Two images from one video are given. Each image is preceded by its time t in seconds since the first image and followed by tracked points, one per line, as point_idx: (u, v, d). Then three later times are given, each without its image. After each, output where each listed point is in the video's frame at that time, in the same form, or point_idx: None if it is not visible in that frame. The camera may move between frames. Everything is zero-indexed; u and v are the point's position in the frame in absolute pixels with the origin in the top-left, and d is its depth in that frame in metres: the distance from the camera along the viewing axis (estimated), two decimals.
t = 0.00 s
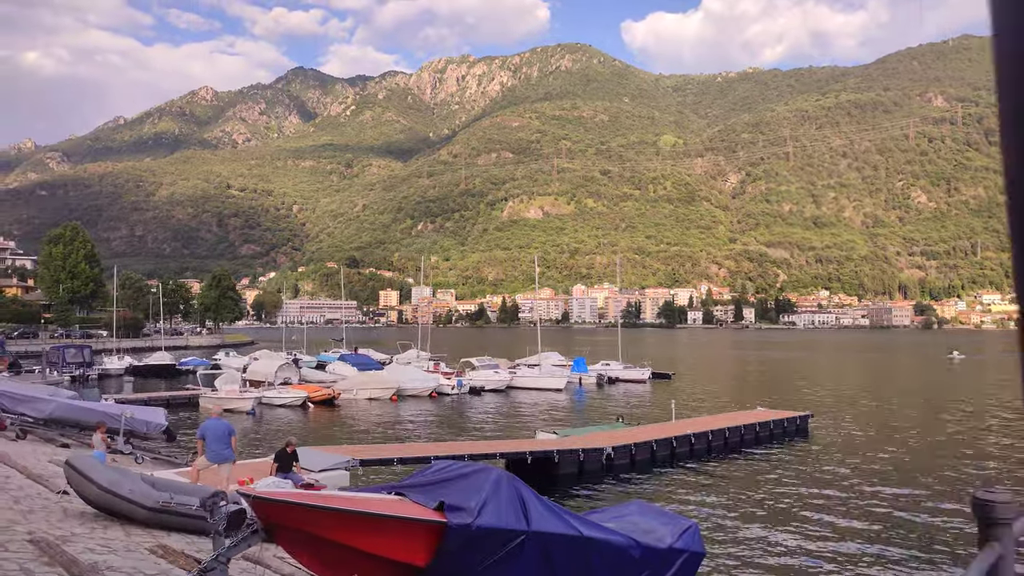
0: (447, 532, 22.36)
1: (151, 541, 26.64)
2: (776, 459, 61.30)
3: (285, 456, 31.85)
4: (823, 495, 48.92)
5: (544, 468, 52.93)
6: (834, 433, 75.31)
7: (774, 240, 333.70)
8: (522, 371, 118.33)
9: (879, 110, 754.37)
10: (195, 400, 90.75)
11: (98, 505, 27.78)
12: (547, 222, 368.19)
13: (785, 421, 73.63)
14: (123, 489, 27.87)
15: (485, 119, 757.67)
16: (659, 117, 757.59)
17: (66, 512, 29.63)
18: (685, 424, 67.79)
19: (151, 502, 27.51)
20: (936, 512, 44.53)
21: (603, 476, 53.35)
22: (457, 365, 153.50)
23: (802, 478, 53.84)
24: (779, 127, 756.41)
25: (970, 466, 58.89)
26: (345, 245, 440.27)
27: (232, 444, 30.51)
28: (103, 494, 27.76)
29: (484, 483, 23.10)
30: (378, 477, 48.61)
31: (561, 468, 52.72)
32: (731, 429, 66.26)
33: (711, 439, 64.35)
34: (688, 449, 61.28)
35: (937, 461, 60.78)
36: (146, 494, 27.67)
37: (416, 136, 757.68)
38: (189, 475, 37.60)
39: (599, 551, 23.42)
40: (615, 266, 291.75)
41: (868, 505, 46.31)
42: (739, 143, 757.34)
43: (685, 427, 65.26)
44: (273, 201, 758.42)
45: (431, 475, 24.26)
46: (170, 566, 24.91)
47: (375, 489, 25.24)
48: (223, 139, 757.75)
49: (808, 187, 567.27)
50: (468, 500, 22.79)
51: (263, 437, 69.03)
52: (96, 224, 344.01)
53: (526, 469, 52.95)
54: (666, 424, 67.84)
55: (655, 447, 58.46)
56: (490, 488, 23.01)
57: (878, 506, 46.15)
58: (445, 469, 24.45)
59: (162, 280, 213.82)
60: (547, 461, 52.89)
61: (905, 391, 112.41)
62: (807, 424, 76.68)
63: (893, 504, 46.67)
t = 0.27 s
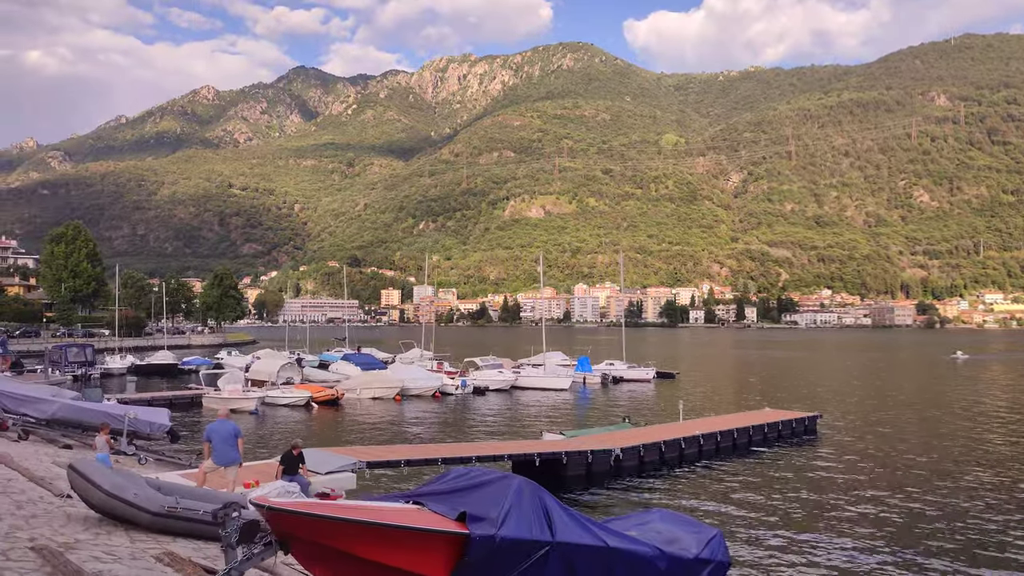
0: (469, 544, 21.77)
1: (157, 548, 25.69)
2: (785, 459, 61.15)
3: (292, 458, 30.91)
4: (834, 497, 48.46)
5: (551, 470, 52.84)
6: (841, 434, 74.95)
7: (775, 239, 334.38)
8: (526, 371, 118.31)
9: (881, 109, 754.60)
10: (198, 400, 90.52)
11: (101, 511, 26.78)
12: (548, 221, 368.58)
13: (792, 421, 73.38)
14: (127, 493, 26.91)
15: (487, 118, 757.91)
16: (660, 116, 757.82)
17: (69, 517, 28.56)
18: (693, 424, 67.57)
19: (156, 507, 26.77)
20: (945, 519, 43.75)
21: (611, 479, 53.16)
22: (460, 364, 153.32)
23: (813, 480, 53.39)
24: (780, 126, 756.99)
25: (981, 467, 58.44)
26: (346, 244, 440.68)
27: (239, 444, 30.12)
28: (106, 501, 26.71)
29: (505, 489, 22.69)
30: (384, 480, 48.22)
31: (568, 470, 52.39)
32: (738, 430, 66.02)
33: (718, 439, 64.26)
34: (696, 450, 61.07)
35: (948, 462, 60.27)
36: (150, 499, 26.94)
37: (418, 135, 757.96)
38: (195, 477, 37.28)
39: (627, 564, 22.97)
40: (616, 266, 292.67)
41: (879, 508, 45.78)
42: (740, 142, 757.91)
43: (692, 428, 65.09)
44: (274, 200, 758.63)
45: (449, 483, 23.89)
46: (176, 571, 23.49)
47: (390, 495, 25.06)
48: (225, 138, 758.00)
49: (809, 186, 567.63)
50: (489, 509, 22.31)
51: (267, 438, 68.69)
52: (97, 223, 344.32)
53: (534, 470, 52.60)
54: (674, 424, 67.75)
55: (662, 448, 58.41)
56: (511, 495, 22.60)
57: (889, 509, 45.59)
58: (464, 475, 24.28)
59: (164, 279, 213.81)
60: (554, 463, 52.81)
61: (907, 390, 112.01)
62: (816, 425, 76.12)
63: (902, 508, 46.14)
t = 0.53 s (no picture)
0: (494, 552, 22.29)
1: (163, 555, 25.59)
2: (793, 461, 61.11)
3: (297, 462, 30.80)
4: (843, 497, 48.84)
5: (559, 473, 52.52)
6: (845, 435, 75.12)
7: (776, 241, 333.98)
8: (529, 373, 118.27)
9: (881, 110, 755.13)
10: (200, 402, 90.48)
11: (106, 517, 26.63)
12: (549, 222, 368.48)
13: (799, 424, 73.23)
14: (132, 499, 26.73)
15: (487, 120, 757.95)
16: (661, 118, 757.70)
17: (73, 522, 28.37)
18: (700, 426, 67.49)
19: (162, 512, 26.70)
20: (953, 519, 44.03)
21: (619, 481, 53.13)
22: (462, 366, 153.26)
23: (822, 481, 53.71)
24: (781, 127, 757.09)
25: (985, 468, 58.70)
26: (347, 246, 440.36)
27: (244, 449, 29.88)
28: (111, 506, 26.59)
29: (530, 496, 23.14)
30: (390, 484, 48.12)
31: (575, 472, 52.25)
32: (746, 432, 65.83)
33: (726, 441, 64.12)
34: (703, 452, 60.87)
35: (955, 463, 60.67)
36: (156, 504, 26.81)
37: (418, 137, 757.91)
38: (199, 480, 37.36)
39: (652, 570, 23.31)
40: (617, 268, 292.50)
41: (887, 508, 46.20)
42: (741, 143, 758.07)
43: (698, 430, 64.93)
44: (275, 202, 758.40)
45: (468, 490, 24.43)
46: None
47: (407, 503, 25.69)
48: (226, 140, 757.91)
49: (810, 187, 567.01)
50: (515, 517, 22.74)
51: (270, 440, 68.45)
52: (98, 226, 343.88)
53: (541, 472, 52.36)
54: (680, 426, 67.80)
55: (669, 450, 58.25)
56: (537, 503, 22.99)
57: (897, 509, 45.99)
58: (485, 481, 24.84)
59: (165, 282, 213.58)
60: (561, 465, 52.50)
61: (908, 392, 112.03)
62: (823, 427, 75.95)
63: (910, 507, 46.49)
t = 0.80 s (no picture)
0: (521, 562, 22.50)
1: (171, 560, 25.08)
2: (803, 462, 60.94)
3: (303, 463, 30.65)
4: (852, 498, 48.81)
5: (566, 474, 52.24)
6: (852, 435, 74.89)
7: (778, 240, 333.90)
8: (534, 373, 118.08)
9: (882, 109, 754.96)
10: (203, 401, 90.41)
11: (111, 521, 26.01)
12: (550, 222, 368.75)
13: (808, 424, 72.91)
14: (138, 503, 26.08)
15: (489, 120, 757.96)
16: (662, 117, 757.47)
17: (77, 527, 28.02)
18: (708, 426, 67.37)
19: (169, 517, 26.00)
20: (960, 521, 44.01)
21: (628, 482, 52.75)
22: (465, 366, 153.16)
23: (831, 482, 53.65)
24: (783, 127, 756.68)
25: (994, 469, 58.30)
26: (348, 245, 440.38)
27: (251, 450, 29.36)
28: (114, 512, 25.93)
29: (553, 509, 23.23)
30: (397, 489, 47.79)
31: (585, 473, 51.89)
32: (756, 432, 65.37)
33: (735, 442, 63.73)
34: (713, 453, 60.53)
35: (961, 463, 60.74)
36: (163, 508, 26.17)
37: (420, 136, 757.95)
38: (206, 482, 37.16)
39: None
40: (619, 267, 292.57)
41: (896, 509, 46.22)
42: (742, 142, 757.70)
43: (708, 431, 64.51)
44: (276, 201, 758.61)
45: (488, 499, 24.61)
46: None
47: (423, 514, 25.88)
48: (227, 140, 758.15)
49: (812, 186, 566.58)
50: (540, 527, 22.91)
51: (273, 442, 68.09)
52: (99, 226, 344.08)
53: (550, 473, 51.94)
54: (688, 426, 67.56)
55: (679, 451, 57.83)
56: (563, 512, 23.09)
57: (910, 511, 45.59)
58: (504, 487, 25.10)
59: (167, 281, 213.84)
60: (570, 466, 52.17)
61: (912, 391, 111.80)
62: (831, 427, 75.57)
63: (918, 508, 46.48)
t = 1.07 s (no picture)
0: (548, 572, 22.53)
1: (175, 567, 24.57)
2: (809, 462, 60.70)
3: (305, 465, 30.56)
4: (859, 499, 48.57)
5: (572, 475, 51.86)
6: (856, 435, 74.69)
7: (776, 240, 334.14)
8: (536, 373, 118.12)
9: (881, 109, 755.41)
10: (203, 402, 90.34)
11: (113, 526, 25.43)
12: (549, 222, 369.07)
13: (814, 425, 72.83)
14: (142, 507, 25.58)
15: (488, 119, 757.99)
16: (661, 117, 757.76)
17: (79, 531, 27.56)
18: (714, 426, 67.04)
19: (173, 522, 25.50)
20: (968, 522, 43.74)
21: (634, 484, 52.56)
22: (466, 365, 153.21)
23: (837, 482, 53.49)
24: (782, 127, 756.78)
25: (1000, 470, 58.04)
26: (348, 244, 440.27)
27: (255, 452, 29.03)
28: (117, 516, 25.40)
29: (581, 515, 23.13)
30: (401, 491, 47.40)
31: (591, 475, 51.61)
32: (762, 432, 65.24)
33: (740, 442, 63.58)
34: (718, 454, 60.39)
35: (966, 462, 60.53)
36: (167, 513, 25.63)
37: (419, 136, 757.98)
38: (207, 485, 36.85)
39: None
40: (618, 267, 292.71)
41: (901, 509, 46.15)
42: (742, 142, 757.89)
43: (713, 431, 64.32)
44: (275, 201, 758.48)
45: (512, 505, 24.63)
46: None
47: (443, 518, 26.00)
48: (226, 140, 758.15)
49: (811, 186, 566.80)
50: (567, 538, 22.95)
51: (275, 443, 67.71)
52: (98, 226, 343.96)
53: (557, 475, 51.70)
54: (694, 427, 67.26)
55: (684, 452, 57.68)
56: (591, 522, 23.07)
57: (920, 513, 45.19)
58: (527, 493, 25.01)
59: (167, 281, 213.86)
60: (576, 467, 51.86)
61: (912, 391, 111.83)
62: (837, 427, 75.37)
63: (925, 509, 46.22)
